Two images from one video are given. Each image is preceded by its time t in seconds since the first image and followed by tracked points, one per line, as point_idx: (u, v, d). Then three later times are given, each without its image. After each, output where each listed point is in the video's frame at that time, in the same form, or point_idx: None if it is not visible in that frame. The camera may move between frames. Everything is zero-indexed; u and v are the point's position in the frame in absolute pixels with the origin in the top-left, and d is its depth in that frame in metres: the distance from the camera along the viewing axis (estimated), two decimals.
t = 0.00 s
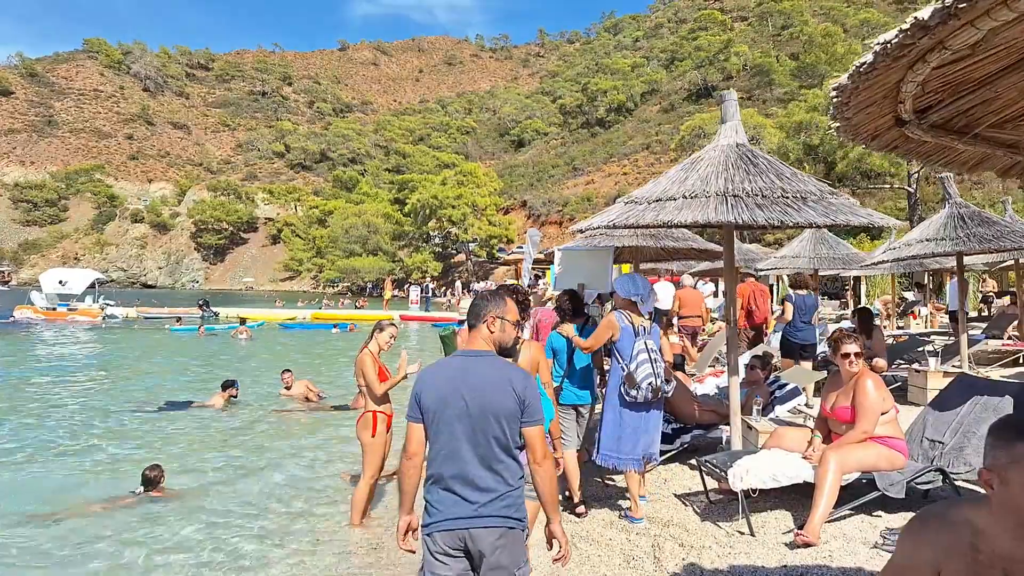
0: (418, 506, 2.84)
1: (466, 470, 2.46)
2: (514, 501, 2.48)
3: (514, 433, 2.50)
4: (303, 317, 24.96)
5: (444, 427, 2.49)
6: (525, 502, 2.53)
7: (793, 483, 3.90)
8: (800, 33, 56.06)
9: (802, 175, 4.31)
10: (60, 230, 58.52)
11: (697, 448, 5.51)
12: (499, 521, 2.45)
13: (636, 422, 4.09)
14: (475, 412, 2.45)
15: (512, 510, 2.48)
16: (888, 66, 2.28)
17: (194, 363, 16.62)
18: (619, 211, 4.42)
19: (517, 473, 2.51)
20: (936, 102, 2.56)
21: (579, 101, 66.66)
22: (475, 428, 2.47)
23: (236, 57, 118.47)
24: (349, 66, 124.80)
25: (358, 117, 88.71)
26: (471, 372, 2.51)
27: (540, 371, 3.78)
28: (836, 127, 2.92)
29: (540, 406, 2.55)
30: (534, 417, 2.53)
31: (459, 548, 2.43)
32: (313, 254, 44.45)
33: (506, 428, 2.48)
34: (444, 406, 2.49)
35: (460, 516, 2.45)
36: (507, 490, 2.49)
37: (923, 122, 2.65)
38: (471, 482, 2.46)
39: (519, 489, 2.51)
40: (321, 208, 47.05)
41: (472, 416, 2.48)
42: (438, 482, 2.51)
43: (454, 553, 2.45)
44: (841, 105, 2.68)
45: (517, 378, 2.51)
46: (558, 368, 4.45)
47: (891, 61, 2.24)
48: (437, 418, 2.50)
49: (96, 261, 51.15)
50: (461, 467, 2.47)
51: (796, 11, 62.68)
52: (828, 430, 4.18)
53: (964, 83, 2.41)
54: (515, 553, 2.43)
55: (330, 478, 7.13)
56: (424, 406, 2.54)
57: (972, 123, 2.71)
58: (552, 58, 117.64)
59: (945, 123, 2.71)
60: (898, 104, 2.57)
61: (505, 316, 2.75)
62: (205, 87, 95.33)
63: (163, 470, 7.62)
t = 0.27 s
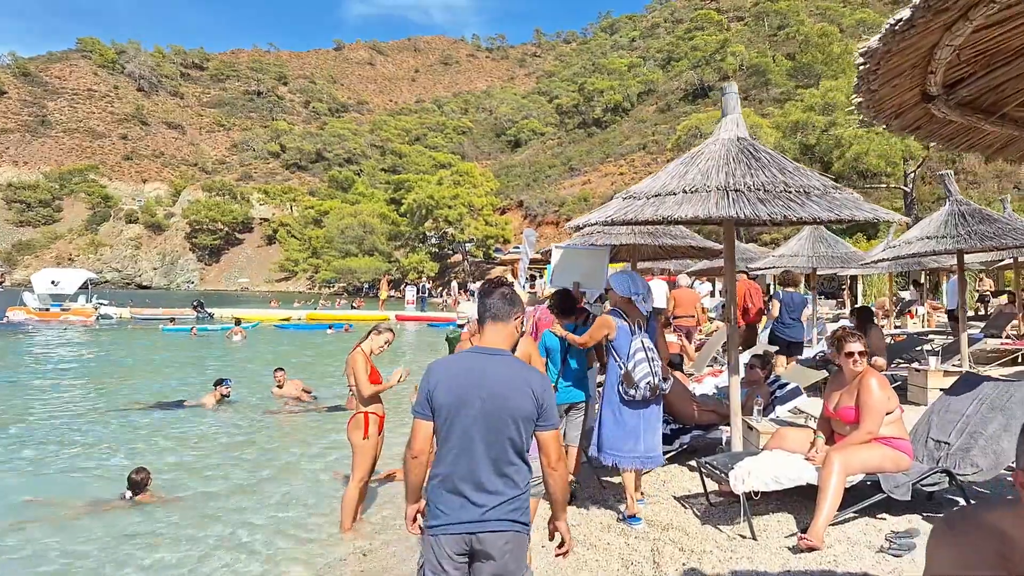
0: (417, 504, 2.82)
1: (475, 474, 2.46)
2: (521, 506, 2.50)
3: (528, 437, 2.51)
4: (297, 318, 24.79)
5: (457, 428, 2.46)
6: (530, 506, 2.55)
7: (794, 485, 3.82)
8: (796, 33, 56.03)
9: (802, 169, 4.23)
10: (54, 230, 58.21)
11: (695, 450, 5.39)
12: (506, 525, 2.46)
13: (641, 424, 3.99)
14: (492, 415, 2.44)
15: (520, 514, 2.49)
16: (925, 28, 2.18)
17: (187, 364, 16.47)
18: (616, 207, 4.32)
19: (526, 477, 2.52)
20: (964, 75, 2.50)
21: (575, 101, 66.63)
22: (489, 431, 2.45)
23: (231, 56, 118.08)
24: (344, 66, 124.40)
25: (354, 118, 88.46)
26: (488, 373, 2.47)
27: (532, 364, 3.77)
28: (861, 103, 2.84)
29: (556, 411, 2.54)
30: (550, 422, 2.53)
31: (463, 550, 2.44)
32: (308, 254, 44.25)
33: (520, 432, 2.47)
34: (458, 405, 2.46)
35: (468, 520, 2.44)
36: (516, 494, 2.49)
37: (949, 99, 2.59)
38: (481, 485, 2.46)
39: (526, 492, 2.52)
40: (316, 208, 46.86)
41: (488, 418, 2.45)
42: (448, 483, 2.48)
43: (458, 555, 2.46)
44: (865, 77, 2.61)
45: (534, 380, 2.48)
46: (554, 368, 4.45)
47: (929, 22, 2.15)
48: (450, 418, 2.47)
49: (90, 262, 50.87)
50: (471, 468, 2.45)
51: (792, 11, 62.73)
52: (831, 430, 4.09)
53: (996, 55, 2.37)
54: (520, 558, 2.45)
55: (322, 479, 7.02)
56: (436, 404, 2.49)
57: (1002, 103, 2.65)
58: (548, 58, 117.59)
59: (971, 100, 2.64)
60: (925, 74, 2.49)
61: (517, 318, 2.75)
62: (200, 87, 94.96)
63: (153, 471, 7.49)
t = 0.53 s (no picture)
0: (409, 513, 2.73)
1: (481, 485, 2.38)
2: (525, 518, 2.44)
3: (536, 448, 2.46)
4: (295, 318, 24.70)
5: (464, 438, 2.38)
6: (532, 517, 2.50)
7: (800, 492, 3.72)
8: (794, 32, 55.93)
9: (807, 168, 4.12)
10: (52, 230, 58.04)
11: (696, 455, 5.29)
12: (509, 538, 2.40)
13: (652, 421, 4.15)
14: (503, 426, 2.36)
15: (523, 529, 2.43)
16: (973, 8, 2.16)
17: (182, 364, 16.34)
18: (616, 207, 4.19)
19: (532, 490, 2.47)
20: (1004, 62, 2.47)
21: (573, 100, 66.58)
22: (498, 442, 2.38)
23: (228, 56, 117.81)
24: (342, 66, 124.18)
25: (352, 117, 88.24)
26: (500, 382, 2.40)
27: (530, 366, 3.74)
28: (892, 91, 2.85)
29: (563, 422, 2.51)
30: (558, 432, 2.50)
31: (464, 563, 2.38)
32: (306, 254, 44.11)
33: (529, 443, 2.42)
34: (466, 415, 2.37)
35: (472, 533, 2.38)
36: (522, 508, 2.43)
37: (986, 86, 2.56)
38: (487, 497, 2.39)
39: (529, 504, 2.47)
40: (314, 208, 46.71)
41: (500, 428, 2.38)
42: (450, 494, 2.41)
43: (458, 568, 2.40)
44: (904, 61, 2.59)
45: (547, 389, 2.45)
46: (550, 367, 4.38)
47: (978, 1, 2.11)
48: (457, 426, 2.38)
49: (88, 262, 50.70)
50: (477, 479, 2.38)
51: (790, 9, 62.67)
52: (837, 436, 4.02)
53: None
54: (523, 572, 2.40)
55: (317, 481, 6.89)
56: (443, 411, 2.39)
57: None
58: (546, 58, 117.48)
59: (1008, 90, 2.60)
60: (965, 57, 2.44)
61: (523, 322, 2.68)
62: (198, 87, 94.77)
63: (146, 473, 7.35)
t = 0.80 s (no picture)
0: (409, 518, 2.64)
1: (488, 493, 2.29)
2: (530, 529, 2.35)
3: (544, 457, 2.38)
4: (295, 317, 24.63)
5: (471, 444, 2.29)
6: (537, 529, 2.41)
7: (810, 500, 3.64)
8: (794, 31, 55.77)
9: (815, 166, 4.02)
10: (54, 231, 57.97)
11: (699, 459, 5.19)
12: (515, 548, 2.32)
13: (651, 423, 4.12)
14: (513, 432, 2.27)
15: (530, 538, 2.35)
16: None
17: (181, 364, 16.24)
18: (619, 207, 4.09)
19: (539, 500, 2.39)
20: None
21: (572, 99, 66.48)
22: (506, 450, 2.29)
23: (228, 57, 117.73)
24: (342, 66, 124.06)
25: (351, 117, 88.10)
26: (509, 386, 2.31)
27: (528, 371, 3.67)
28: (929, 82, 2.90)
29: (573, 432, 2.43)
30: (567, 442, 2.41)
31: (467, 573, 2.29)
32: (306, 254, 44.00)
33: (538, 451, 2.33)
34: (474, 420, 2.29)
35: (476, 543, 2.29)
36: (529, 517, 2.36)
37: None
38: (493, 505, 2.30)
39: (535, 516, 2.38)
40: (314, 208, 46.59)
41: (508, 436, 2.29)
42: (455, 500, 2.33)
43: None
44: (946, 48, 2.64)
45: (557, 398, 2.37)
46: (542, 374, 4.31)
47: None
48: (465, 431, 2.29)
49: (90, 262, 50.62)
50: (482, 488, 2.29)
51: (790, 8, 62.49)
52: (846, 443, 3.93)
53: None
54: None
55: (314, 483, 6.77)
56: (451, 415, 2.31)
57: None
58: (545, 57, 117.35)
59: None
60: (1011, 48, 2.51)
61: (533, 327, 2.60)
62: (198, 88, 94.70)
63: (142, 475, 7.25)
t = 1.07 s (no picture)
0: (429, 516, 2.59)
1: (502, 493, 2.23)
2: (547, 529, 2.29)
3: (560, 456, 2.30)
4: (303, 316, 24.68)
5: (486, 440, 2.22)
6: (556, 528, 2.34)
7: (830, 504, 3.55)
8: (801, 30, 55.46)
9: (832, 164, 3.91)
10: (64, 231, 58.30)
11: (714, 460, 5.12)
12: (530, 548, 2.25)
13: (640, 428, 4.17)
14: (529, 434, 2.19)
15: (547, 539, 2.28)
16: None
17: (188, 363, 16.24)
18: (631, 203, 4.00)
19: (555, 502, 2.31)
20: None
21: (578, 99, 66.39)
22: (522, 449, 2.22)
23: (236, 57, 118.14)
24: (349, 67, 124.31)
25: (358, 118, 88.24)
26: (525, 383, 2.24)
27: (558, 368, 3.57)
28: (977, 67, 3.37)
29: (589, 429, 2.35)
30: (583, 440, 2.33)
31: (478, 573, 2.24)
32: (312, 254, 44.03)
33: (554, 451, 2.25)
34: (487, 418, 2.21)
35: (491, 543, 2.23)
36: (546, 518, 2.29)
37: None
38: (508, 505, 2.23)
39: (553, 514, 2.32)
40: (321, 208, 46.63)
41: (522, 433, 2.21)
42: (469, 500, 2.27)
43: None
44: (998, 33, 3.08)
45: (573, 395, 2.28)
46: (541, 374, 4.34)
47: None
48: (478, 430, 2.22)
49: (99, 262, 50.78)
50: (498, 486, 2.23)
51: (797, 7, 62.18)
52: (866, 445, 3.84)
53: None
54: None
55: (319, 483, 6.67)
56: (464, 413, 2.25)
57: None
58: (551, 57, 117.22)
59: None
60: None
61: (549, 324, 2.51)
62: (206, 88, 95.05)
63: (144, 475, 7.14)
